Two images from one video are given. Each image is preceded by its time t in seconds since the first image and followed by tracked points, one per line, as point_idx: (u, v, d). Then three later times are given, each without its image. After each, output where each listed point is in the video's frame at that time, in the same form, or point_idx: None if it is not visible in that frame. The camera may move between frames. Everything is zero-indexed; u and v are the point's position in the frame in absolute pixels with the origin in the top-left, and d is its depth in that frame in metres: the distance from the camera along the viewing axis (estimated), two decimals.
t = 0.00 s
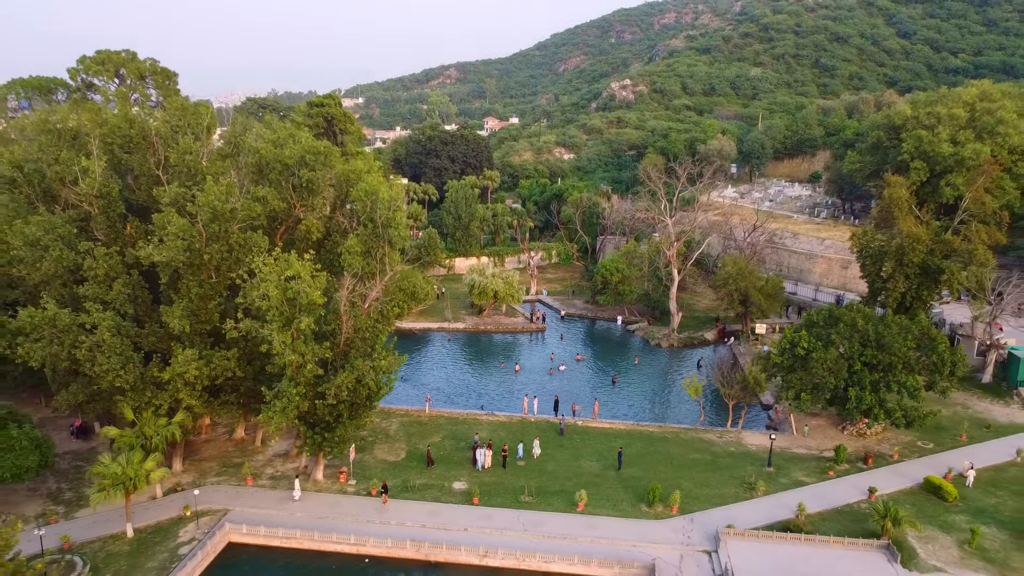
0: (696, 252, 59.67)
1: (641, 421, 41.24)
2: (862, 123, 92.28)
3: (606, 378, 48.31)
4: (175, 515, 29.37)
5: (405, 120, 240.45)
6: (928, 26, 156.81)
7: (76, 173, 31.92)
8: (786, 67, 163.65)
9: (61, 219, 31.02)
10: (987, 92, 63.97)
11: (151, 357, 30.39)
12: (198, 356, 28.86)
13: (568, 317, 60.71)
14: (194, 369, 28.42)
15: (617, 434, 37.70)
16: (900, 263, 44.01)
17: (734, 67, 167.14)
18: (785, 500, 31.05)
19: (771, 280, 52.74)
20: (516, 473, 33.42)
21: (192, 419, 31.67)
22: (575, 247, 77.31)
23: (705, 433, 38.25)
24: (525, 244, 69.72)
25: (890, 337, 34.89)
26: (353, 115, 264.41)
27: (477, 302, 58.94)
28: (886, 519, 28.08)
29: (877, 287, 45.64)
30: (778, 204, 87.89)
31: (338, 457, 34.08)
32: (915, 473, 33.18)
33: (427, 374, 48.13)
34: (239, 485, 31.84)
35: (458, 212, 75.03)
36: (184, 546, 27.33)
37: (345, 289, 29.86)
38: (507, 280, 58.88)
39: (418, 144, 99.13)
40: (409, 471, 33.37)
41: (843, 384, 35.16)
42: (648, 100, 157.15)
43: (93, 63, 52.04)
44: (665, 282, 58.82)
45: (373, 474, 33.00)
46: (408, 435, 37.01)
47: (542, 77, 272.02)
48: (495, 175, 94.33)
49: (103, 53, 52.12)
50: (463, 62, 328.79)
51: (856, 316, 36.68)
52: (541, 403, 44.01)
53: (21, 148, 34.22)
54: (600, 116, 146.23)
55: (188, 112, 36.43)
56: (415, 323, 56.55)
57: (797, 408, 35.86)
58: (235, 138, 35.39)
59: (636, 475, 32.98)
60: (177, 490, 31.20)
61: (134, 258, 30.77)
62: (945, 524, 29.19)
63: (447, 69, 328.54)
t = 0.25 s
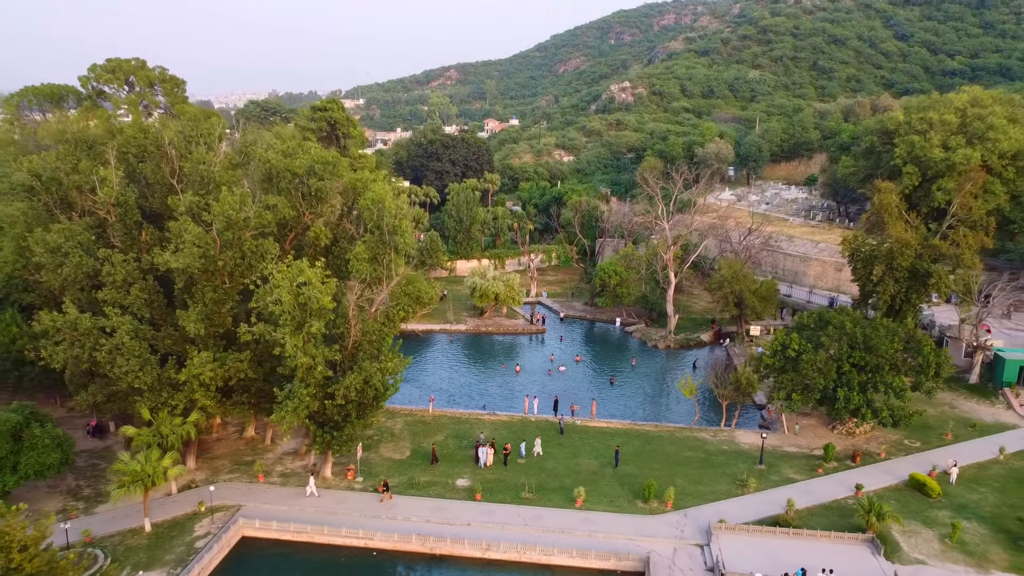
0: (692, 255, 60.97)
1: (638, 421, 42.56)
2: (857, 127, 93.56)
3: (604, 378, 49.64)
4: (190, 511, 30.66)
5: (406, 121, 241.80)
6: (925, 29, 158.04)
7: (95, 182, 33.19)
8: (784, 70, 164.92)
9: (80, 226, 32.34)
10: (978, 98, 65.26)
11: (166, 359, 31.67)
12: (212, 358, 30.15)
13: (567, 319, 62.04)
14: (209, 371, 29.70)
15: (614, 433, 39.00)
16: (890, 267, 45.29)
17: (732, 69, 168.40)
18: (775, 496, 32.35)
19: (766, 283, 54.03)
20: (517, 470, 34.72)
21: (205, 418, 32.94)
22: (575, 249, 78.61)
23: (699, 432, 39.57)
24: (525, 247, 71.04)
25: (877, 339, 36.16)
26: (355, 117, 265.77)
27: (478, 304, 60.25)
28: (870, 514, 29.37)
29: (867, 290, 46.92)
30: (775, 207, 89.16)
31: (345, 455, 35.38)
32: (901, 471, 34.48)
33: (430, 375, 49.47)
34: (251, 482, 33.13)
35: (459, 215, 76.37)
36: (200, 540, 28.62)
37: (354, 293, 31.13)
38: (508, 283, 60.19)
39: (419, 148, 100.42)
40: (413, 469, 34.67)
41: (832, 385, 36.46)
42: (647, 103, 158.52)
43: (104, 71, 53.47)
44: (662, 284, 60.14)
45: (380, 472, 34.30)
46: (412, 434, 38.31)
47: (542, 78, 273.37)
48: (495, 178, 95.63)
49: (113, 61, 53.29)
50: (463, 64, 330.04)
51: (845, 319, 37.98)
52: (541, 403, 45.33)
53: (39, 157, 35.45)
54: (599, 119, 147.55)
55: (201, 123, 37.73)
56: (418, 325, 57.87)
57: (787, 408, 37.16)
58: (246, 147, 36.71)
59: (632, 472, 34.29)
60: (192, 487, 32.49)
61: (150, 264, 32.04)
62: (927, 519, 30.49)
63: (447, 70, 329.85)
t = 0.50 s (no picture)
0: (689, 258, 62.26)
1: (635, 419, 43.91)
2: (853, 130, 94.78)
3: (603, 378, 51.00)
4: (204, 506, 31.94)
5: (406, 123, 243.17)
6: (923, 31, 159.18)
7: (111, 190, 34.46)
8: (782, 71, 166.06)
9: (98, 232, 33.60)
10: (971, 104, 66.47)
11: (180, 360, 32.93)
12: (225, 359, 31.41)
13: (566, 321, 63.41)
14: (223, 372, 30.99)
15: (611, 432, 40.31)
16: (880, 271, 46.56)
17: (731, 72, 169.63)
18: (766, 493, 33.63)
19: (760, 286, 55.34)
20: (517, 468, 36.01)
21: (217, 418, 34.20)
22: (574, 251, 79.93)
23: (694, 431, 40.88)
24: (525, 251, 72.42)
25: (866, 341, 37.42)
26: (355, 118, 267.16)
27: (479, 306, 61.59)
28: (856, 509, 30.65)
29: (859, 293, 48.18)
30: (772, 209, 90.39)
31: (353, 453, 36.67)
32: (888, 468, 35.77)
33: (433, 375, 50.87)
34: (262, 479, 34.42)
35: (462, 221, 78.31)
36: (215, 534, 29.90)
37: (362, 298, 32.42)
38: (508, 286, 61.53)
39: (421, 150, 101.69)
40: (418, 466, 35.95)
41: (822, 386, 37.70)
42: (646, 105, 159.86)
43: (114, 79, 55.02)
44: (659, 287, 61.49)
45: (386, 469, 35.61)
46: (416, 433, 39.60)
47: (542, 79, 274.62)
48: (496, 181, 96.90)
49: (123, 69, 55.04)
50: (463, 64, 331.15)
51: (835, 322, 39.25)
52: (541, 403, 46.68)
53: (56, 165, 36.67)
54: (599, 121, 148.82)
55: (212, 132, 39.01)
56: (421, 327, 59.18)
57: (779, 408, 38.45)
58: (256, 155, 37.97)
59: (628, 470, 35.60)
60: (205, 484, 33.77)
61: (164, 269, 33.30)
62: (912, 514, 31.78)
63: (448, 71, 331.18)
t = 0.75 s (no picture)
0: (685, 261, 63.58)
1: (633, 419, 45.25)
2: (849, 134, 96.02)
3: (601, 379, 52.34)
4: (217, 503, 33.22)
5: (407, 124, 244.37)
6: (920, 34, 160.30)
7: (127, 198, 35.75)
8: (780, 74, 167.24)
9: (114, 238, 34.86)
10: (962, 110, 67.73)
11: (194, 362, 34.21)
12: (238, 361, 32.68)
13: (566, 323, 64.74)
14: (235, 373, 32.27)
15: (609, 431, 41.61)
16: (871, 275, 47.85)
17: (729, 74, 170.83)
18: (757, 490, 34.92)
19: (755, 289, 56.63)
20: (518, 466, 37.29)
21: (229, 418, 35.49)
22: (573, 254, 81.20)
23: (689, 430, 42.18)
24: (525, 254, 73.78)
25: (855, 343, 38.72)
26: (356, 119, 268.19)
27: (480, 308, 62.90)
28: (844, 505, 31.94)
29: (850, 296, 49.47)
30: (769, 212, 91.64)
31: (359, 452, 37.97)
32: (875, 466, 37.06)
33: (435, 376, 52.21)
34: (272, 477, 35.71)
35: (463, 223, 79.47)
36: (228, 529, 31.18)
37: (368, 303, 33.73)
38: (508, 288, 62.81)
39: (422, 153, 102.94)
40: (422, 464, 37.25)
41: (813, 386, 38.94)
42: (644, 107, 161.11)
43: (124, 86, 56.40)
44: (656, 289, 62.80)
45: (391, 467, 36.91)
46: (420, 433, 40.89)
47: (542, 80, 275.80)
48: (496, 184, 98.15)
49: (133, 77, 56.48)
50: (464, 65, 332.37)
51: (825, 325, 40.54)
52: (541, 403, 47.99)
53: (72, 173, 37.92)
54: (598, 123, 150.05)
55: (223, 140, 40.29)
56: (423, 328, 60.48)
57: (771, 408, 39.75)
58: (265, 164, 39.24)
59: (625, 468, 36.90)
60: (217, 481, 35.05)
61: (178, 274, 34.57)
62: (897, 510, 33.08)
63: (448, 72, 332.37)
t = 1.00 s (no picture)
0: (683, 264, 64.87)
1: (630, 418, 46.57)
2: (845, 137, 97.27)
3: (600, 379, 53.66)
4: (229, 499, 34.52)
5: (407, 125, 245.69)
6: (918, 36, 161.45)
7: (141, 205, 37.03)
8: (778, 76, 168.41)
9: (129, 244, 36.11)
10: (955, 115, 68.98)
11: (206, 364, 35.49)
12: (249, 364, 33.96)
13: (565, 324, 66.06)
14: (247, 375, 33.55)
15: (607, 431, 42.90)
16: (862, 278, 49.14)
17: (728, 76, 172.06)
18: (749, 487, 36.21)
19: (750, 291, 57.93)
20: (519, 463, 38.60)
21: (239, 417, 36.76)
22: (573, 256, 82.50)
23: (684, 429, 43.49)
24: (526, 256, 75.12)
25: (844, 345, 40.03)
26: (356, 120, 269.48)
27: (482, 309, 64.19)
28: (831, 501, 33.22)
29: (842, 298, 50.75)
30: (766, 214, 92.88)
31: (365, 450, 39.26)
32: (864, 464, 38.36)
33: (437, 376, 53.54)
34: (281, 474, 37.01)
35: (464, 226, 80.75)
36: (240, 524, 32.46)
37: (375, 307, 35.03)
38: (509, 290, 64.09)
39: (424, 156, 104.23)
40: (426, 462, 38.55)
41: (804, 387, 40.21)
42: (643, 109, 162.44)
43: (133, 93, 58.19)
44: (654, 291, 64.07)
45: (396, 465, 38.20)
46: (424, 432, 42.19)
47: (542, 81, 277.07)
48: (496, 186, 99.45)
49: (143, 84, 58.38)
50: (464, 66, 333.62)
51: (817, 327, 41.84)
52: (541, 403, 49.31)
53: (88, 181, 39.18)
54: (598, 125, 151.30)
55: (233, 149, 41.57)
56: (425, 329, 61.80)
57: (763, 408, 41.05)
58: (274, 172, 40.52)
59: (622, 465, 38.20)
60: (229, 478, 36.35)
61: (191, 279, 35.85)
62: (883, 506, 34.37)
63: (448, 74, 333.64)
